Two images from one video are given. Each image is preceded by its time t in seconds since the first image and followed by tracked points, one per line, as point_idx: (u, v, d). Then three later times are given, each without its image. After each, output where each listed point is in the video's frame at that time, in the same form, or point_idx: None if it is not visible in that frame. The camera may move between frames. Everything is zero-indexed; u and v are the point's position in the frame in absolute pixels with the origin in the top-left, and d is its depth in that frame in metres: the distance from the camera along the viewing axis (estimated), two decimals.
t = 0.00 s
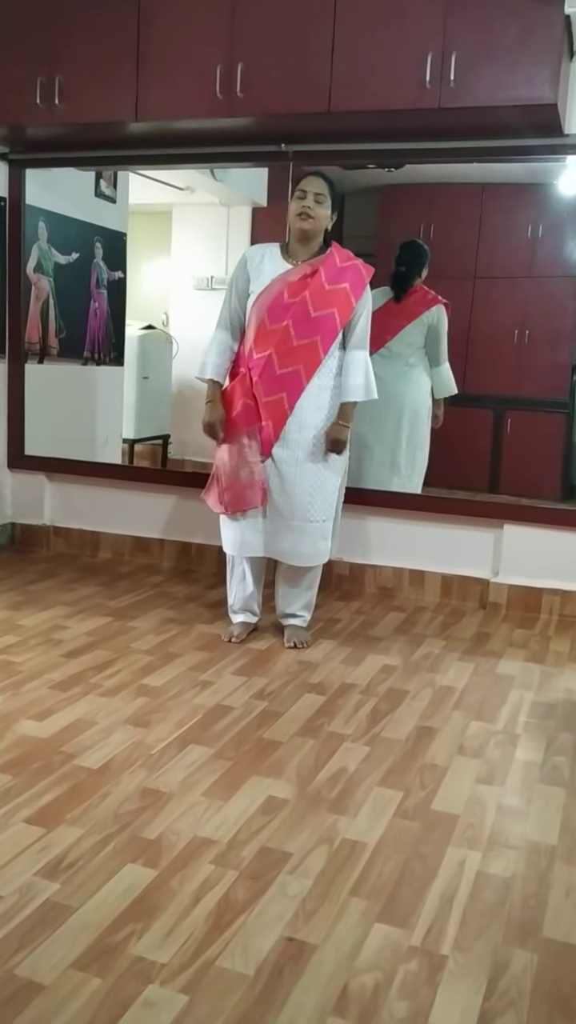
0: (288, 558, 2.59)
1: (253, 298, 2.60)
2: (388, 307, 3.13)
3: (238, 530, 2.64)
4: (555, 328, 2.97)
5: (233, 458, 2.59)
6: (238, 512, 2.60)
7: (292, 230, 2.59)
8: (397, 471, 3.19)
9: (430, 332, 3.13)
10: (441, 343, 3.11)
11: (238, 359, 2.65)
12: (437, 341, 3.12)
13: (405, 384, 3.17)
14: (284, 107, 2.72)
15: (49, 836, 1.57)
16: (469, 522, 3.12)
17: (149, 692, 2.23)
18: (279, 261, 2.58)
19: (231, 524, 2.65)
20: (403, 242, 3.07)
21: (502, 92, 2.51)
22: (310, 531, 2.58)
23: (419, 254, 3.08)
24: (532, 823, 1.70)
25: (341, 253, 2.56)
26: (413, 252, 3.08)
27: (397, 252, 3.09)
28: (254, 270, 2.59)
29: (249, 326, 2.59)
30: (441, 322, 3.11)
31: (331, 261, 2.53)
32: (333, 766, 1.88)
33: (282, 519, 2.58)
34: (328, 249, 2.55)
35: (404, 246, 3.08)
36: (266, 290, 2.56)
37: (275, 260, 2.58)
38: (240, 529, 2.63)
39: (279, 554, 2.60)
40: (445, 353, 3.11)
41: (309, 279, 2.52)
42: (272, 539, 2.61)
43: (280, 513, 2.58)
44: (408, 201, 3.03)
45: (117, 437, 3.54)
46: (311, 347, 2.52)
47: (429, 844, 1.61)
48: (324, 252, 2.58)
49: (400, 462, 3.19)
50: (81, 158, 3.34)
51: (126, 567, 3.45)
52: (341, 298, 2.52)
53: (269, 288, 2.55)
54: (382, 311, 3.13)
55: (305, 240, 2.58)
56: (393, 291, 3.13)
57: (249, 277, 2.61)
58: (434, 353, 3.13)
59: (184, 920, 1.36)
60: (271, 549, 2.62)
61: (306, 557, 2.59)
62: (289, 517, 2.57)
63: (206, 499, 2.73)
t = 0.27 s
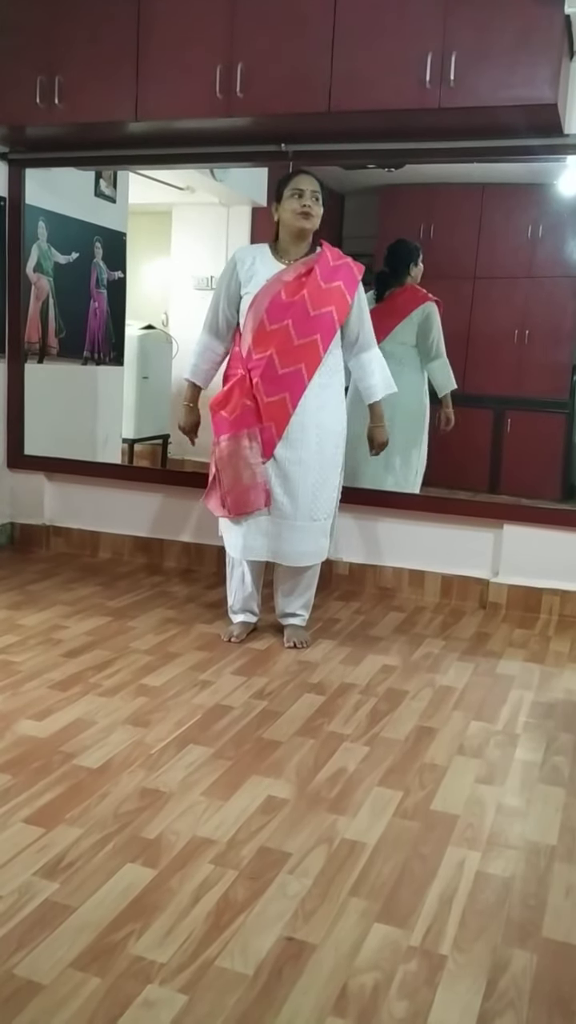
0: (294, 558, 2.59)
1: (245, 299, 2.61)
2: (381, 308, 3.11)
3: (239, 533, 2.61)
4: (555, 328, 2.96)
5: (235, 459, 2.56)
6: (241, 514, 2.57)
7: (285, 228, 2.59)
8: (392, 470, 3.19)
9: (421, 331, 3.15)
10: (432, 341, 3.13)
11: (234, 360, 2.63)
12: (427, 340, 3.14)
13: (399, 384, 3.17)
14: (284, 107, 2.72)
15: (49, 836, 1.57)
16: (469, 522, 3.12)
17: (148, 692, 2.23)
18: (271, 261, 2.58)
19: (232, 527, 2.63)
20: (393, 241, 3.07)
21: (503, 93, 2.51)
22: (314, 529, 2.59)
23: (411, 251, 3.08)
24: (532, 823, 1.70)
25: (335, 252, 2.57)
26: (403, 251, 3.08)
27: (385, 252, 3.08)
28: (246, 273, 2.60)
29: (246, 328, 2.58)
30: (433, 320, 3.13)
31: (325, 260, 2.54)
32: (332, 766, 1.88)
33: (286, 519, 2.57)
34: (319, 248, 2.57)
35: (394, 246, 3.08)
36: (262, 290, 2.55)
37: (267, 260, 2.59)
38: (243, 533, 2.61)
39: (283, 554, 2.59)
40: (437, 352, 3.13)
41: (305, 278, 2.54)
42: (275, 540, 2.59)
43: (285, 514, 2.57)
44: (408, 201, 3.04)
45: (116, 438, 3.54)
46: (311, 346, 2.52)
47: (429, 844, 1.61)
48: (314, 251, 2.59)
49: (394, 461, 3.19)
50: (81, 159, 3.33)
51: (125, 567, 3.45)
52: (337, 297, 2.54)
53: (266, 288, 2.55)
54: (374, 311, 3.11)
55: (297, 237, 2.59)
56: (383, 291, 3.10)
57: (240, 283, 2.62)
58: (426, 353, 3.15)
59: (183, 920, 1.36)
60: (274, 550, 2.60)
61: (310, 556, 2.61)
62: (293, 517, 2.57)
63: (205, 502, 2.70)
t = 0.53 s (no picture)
0: (301, 558, 2.62)
1: (246, 301, 2.58)
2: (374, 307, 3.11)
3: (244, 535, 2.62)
4: (554, 328, 2.96)
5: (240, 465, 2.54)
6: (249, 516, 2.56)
7: (281, 229, 2.57)
8: (386, 470, 3.19)
9: (411, 330, 3.14)
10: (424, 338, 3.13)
11: (235, 361, 2.60)
12: (420, 339, 3.14)
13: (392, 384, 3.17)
14: (284, 107, 2.72)
15: (48, 836, 1.57)
16: (470, 522, 3.11)
17: (148, 692, 2.23)
18: (268, 262, 2.57)
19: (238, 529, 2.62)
20: (391, 242, 3.10)
21: (503, 93, 2.51)
22: (319, 527, 2.63)
23: (405, 249, 3.10)
24: (531, 823, 1.70)
25: (330, 251, 2.59)
26: (397, 251, 3.10)
27: (378, 253, 3.11)
28: (247, 275, 2.56)
29: (248, 330, 2.56)
30: (422, 318, 3.12)
31: (321, 261, 2.54)
32: (332, 766, 1.88)
33: (294, 519, 2.58)
34: (313, 247, 2.58)
35: (387, 246, 3.11)
36: (263, 290, 2.54)
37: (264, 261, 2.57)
38: (250, 535, 2.60)
39: (290, 554, 2.60)
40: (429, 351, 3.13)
41: (306, 278, 2.54)
42: (282, 540, 2.59)
43: (293, 514, 2.58)
44: (408, 201, 3.05)
45: (116, 439, 3.55)
46: (316, 346, 2.53)
47: (428, 844, 1.61)
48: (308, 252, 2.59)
49: (388, 461, 3.19)
50: (82, 159, 3.33)
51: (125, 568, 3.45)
52: (338, 297, 2.56)
53: (268, 289, 2.53)
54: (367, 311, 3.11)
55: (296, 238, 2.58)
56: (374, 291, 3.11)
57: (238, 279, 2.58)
58: (418, 352, 3.15)
59: (182, 920, 1.36)
60: (280, 551, 2.60)
61: (315, 554, 2.64)
62: (301, 516, 2.58)
63: (210, 506, 2.68)
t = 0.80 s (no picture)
0: (308, 558, 2.62)
1: (255, 301, 2.55)
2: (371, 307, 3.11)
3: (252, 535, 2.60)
4: (554, 328, 2.96)
5: (247, 466, 2.55)
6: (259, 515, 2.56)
7: (282, 228, 2.56)
8: (381, 470, 3.20)
9: (405, 329, 3.14)
10: (417, 336, 3.13)
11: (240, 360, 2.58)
12: (415, 339, 3.14)
13: (388, 386, 3.18)
14: (284, 107, 2.72)
15: (47, 836, 1.57)
16: (470, 522, 3.12)
17: (147, 692, 2.23)
18: (271, 262, 2.56)
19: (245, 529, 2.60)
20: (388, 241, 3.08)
21: (503, 93, 2.51)
22: (325, 528, 2.64)
23: (402, 249, 3.09)
24: (530, 823, 1.70)
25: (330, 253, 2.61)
26: (392, 250, 3.09)
27: (376, 252, 3.09)
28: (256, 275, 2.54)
29: (255, 330, 2.55)
30: (416, 317, 3.12)
31: (326, 261, 2.56)
32: (331, 766, 1.88)
33: (300, 519, 2.59)
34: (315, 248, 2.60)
35: (384, 247, 3.09)
36: (272, 290, 2.54)
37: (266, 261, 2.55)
38: (256, 535, 2.59)
39: (296, 552, 2.60)
40: (423, 351, 3.14)
41: (313, 279, 2.55)
42: (290, 540, 2.59)
43: (299, 512, 2.58)
44: (408, 201, 3.04)
45: (116, 439, 3.56)
46: (323, 346, 2.55)
47: (427, 844, 1.61)
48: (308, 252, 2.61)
49: (382, 461, 3.20)
50: (82, 159, 3.34)
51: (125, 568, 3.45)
52: (342, 298, 2.58)
53: (275, 289, 2.54)
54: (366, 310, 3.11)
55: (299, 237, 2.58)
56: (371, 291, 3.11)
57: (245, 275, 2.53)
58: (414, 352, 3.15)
59: (181, 920, 1.36)
60: (288, 550, 2.60)
61: (321, 553, 2.64)
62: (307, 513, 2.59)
63: (214, 506, 2.63)
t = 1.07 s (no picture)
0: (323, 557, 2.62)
1: (265, 300, 2.54)
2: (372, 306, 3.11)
3: (265, 536, 2.59)
4: (553, 327, 2.96)
5: (266, 465, 2.52)
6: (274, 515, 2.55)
7: (286, 229, 2.57)
8: (383, 469, 3.20)
9: (406, 328, 3.13)
10: (422, 335, 3.13)
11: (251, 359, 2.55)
12: (417, 338, 3.13)
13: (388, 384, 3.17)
14: (282, 106, 2.72)
15: (46, 836, 1.57)
16: (471, 521, 3.12)
17: (146, 691, 2.23)
18: (280, 262, 2.55)
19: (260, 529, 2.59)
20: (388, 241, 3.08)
21: (502, 91, 2.51)
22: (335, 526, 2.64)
23: (400, 249, 3.09)
24: (530, 822, 1.70)
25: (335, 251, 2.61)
26: (391, 250, 3.09)
27: (372, 253, 3.10)
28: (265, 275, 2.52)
29: (267, 330, 2.54)
30: (418, 315, 3.12)
31: (333, 260, 2.57)
32: (330, 765, 1.88)
33: (313, 519, 2.59)
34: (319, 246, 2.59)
35: (383, 247, 3.09)
36: (283, 290, 2.53)
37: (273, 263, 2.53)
38: (270, 535, 2.60)
39: (308, 550, 2.62)
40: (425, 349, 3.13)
41: (321, 278, 2.55)
42: (305, 539, 2.61)
43: (312, 512, 2.59)
44: (407, 201, 3.04)
45: (115, 439, 3.54)
46: (334, 345, 2.56)
47: (427, 843, 1.61)
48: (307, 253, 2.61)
49: (384, 460, 3.19)
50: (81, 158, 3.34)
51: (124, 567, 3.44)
52: (350, 296, 2.59)
53: (284, 290, 2.53)
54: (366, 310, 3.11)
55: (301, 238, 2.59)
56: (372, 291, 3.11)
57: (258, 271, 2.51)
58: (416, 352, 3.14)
59: (181, 919, 1.36)
60: (303, 550, 2.62)
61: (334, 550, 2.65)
62: (319, 513, 2.59)
63: (227, 506, 2.60)
